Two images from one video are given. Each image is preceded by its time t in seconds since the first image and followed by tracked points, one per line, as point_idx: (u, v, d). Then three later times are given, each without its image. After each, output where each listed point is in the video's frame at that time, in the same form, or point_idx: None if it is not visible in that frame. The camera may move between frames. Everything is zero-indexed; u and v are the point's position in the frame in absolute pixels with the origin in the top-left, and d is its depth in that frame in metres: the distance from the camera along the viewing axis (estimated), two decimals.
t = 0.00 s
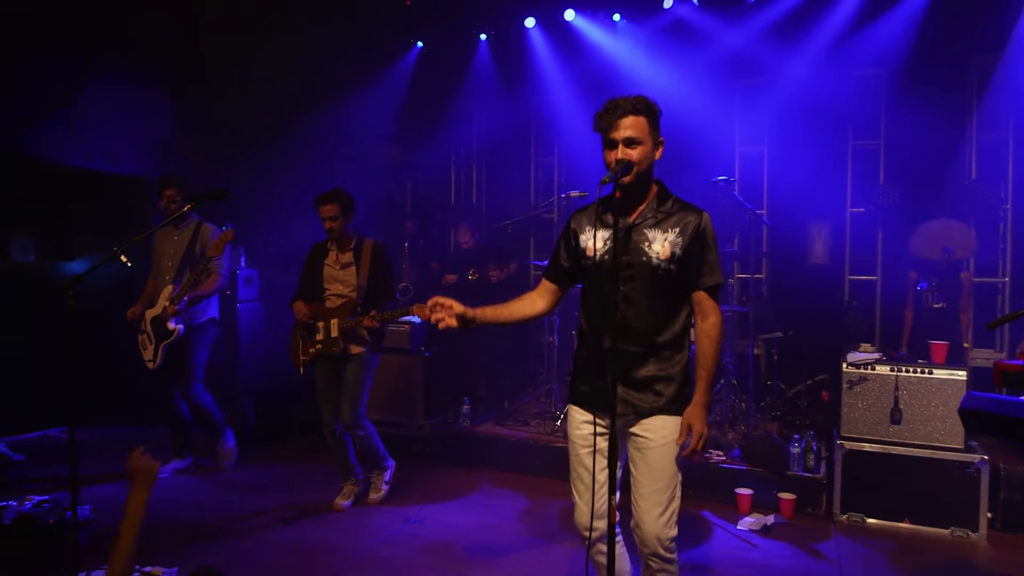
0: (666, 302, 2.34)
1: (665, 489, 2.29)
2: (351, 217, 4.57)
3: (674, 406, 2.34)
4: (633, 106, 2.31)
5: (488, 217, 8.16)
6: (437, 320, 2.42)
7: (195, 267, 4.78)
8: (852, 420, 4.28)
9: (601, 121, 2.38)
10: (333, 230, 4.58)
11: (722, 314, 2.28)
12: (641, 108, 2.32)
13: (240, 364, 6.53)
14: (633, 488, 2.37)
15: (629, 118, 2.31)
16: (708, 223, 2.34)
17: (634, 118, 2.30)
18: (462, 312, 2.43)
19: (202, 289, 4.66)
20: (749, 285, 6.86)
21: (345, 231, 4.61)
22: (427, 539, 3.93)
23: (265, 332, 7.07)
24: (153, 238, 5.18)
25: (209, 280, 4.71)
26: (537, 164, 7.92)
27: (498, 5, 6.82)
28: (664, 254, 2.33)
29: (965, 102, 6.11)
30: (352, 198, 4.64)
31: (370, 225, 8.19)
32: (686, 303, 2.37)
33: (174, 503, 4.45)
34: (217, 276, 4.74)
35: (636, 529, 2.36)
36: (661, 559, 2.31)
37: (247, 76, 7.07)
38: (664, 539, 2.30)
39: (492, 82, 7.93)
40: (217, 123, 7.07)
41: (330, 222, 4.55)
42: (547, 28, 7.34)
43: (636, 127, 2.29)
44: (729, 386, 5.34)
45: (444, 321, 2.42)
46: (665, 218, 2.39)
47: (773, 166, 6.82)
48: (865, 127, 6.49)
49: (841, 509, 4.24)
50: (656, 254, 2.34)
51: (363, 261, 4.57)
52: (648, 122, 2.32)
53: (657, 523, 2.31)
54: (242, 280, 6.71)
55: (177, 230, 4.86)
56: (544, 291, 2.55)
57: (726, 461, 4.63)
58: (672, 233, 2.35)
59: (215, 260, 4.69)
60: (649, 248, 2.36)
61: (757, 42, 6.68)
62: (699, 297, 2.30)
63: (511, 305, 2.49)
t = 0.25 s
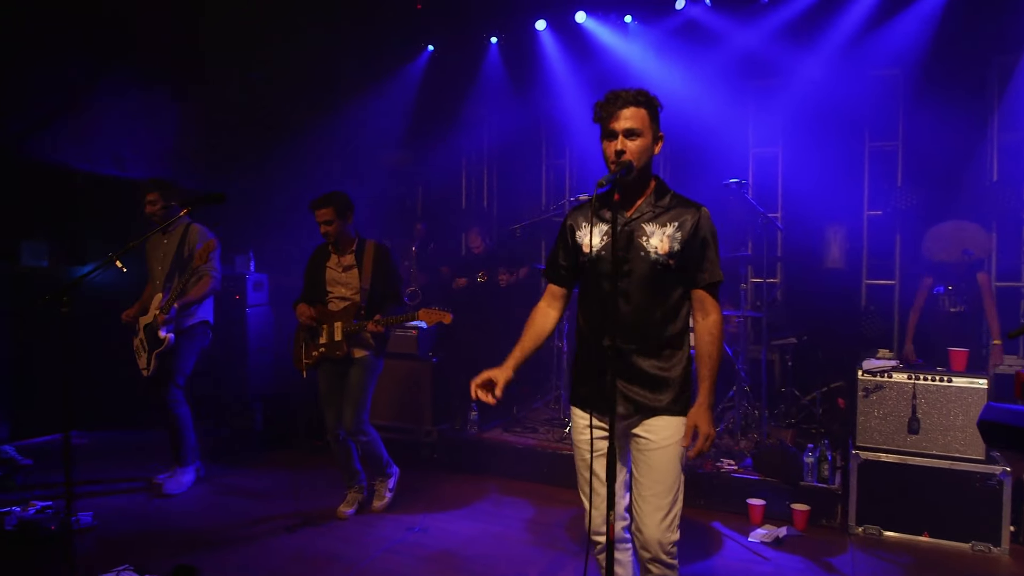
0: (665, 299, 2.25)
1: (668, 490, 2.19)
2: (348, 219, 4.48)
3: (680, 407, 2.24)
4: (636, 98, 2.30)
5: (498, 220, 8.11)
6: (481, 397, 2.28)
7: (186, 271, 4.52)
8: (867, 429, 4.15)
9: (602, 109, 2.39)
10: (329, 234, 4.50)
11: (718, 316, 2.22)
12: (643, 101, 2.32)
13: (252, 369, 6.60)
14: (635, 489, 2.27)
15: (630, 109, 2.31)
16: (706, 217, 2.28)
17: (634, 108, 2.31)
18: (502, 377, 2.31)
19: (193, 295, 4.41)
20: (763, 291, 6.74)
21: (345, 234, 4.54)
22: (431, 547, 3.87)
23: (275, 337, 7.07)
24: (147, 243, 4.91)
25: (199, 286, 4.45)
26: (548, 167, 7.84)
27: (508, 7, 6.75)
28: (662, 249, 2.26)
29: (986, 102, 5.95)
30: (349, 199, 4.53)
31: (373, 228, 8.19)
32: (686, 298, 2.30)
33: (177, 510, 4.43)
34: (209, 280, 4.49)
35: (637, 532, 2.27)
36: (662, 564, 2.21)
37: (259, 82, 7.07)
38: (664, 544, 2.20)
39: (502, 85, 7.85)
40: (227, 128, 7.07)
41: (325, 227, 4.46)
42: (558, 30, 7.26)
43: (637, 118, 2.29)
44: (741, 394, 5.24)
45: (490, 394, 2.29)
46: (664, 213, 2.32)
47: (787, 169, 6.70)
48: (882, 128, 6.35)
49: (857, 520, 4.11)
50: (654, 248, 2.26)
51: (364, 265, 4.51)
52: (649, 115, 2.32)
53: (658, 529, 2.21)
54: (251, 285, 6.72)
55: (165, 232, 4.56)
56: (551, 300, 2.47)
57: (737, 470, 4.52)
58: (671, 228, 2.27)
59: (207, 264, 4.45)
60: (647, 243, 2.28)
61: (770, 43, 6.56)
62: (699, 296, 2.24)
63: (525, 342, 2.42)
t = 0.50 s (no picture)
0: (676, 310, 2.15)
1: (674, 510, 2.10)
2: (355, 218, 4.45)
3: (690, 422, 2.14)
4: (644, 100, 2.14)
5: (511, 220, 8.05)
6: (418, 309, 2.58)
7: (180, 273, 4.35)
8: (886, 435, 4.02)
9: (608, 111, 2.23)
10: (335, 233, 4.46)
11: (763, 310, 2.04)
12: (652, 103, 2.15)
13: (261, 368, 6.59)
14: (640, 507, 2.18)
15: (636, 111, 2.14)
16: (716, 223, 2.17)
17: (640, 110, 2.13)
18: (431, 309, 2.57)
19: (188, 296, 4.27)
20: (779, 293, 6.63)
21: (351, 233, 4.49)
22: (436, 553, 3.82)
23: (285, 338, 7.07)
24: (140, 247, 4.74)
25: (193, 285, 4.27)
26: (561, 166, 7.76)
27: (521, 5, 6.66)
28: (671, 259, 2.16)
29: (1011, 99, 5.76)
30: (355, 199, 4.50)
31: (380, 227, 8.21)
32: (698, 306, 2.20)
33: (183, 511, 4.42)
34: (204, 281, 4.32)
35: (642, 552, 2.17)
36: None
37: (271, 83, 7.08)
38: (670, 564, 2.11)
39: (515, 85, 7.77)
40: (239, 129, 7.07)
41: (331, 226, 4.42)
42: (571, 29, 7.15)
43: (645, 121, 2.12)
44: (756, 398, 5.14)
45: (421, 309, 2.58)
46: (673, 220, 2.21)
47: (805, 167, 6.56)
48: (903, 125, 6.19)
49: (874, 530, 3.98)
50: (663, 258, 2.17)
51: (369, 265, 4.45)
52: (658, 118, 2.14)
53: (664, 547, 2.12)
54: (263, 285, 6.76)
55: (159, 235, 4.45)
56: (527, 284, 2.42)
57: (750, 476, 4.41)
58: (680, 235, 2.18)
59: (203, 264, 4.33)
60: (656, 252, 2.18)
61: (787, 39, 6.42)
62: (738, 292, 2.11)
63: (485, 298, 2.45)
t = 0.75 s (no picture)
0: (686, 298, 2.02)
1: (685, 522, 1.99)
2: (368, 221, 4.44)
3: (699, 425, 2.01)
4: (645, 88, 2.04)
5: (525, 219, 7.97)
6: (459, 122, 2.09)
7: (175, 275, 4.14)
8: (905, 439, 3.88)
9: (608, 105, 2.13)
10: (347, 235, 4.45)
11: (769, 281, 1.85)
12: (653, 91, 2.05)
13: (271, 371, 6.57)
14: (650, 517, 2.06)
15: (638, 102, 2.03)
16: (736, 209, 2.00)
17: (642, 101, 2.02)
18: (485, 127, 2.06)
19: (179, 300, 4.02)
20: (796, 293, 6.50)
21: (363, 237, 4.48)
22: (440, 558, 3.75)
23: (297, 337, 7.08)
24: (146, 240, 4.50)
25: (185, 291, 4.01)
26: (574, 164, 7.66)
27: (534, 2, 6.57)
28: (684, 244, 2.02)
29: None
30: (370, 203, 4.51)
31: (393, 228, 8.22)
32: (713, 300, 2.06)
33: (189, 511, 4.40)
34: (197, 285, 4.07)
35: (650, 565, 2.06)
36: None
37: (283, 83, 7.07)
38: None
39: (527, 82, 7.69)
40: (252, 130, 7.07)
41: (344, 229, 4.43)
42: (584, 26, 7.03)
43: (647, 112, 2.02)
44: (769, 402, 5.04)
45: (466, 124, 2.07)
46: (688, 205, 2.06)
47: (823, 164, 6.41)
48: (925, 120, 5.99)
49: (892, 537, 3.87)
50: (677, 243, 2.03)
51: (380, 271, 4.43)
52: (661, 106, 2.04)
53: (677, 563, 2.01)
54: (275, 285, 6.77)
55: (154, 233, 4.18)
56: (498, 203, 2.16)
57: (764, 481, 4.30)
58: (696, 220, 2.02)
59: (197, 266, 4.05)
60: (669, 238, 2.05)
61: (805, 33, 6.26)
62: (763, 268, 1.85)
63: (480, 204, 2.18)
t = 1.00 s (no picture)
0: (695, 288, 1.85)
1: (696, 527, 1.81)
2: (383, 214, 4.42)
3: (710, 426, 1.84)
4: (643, 69, 1.95)
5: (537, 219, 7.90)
6: (468, 69, 1.86)
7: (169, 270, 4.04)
8: (923, 445, 3.75)
9: (608, 89, 2.05)
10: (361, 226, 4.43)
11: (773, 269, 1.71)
12: (653, 71, 1.96)
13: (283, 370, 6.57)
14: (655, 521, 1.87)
15: (639, 82, 1.94)
16: (750, 196, 1.84)
17: (643, 82, 1.93)
18: (496, 77, 1.83)
19: (170, 294, 3.88)
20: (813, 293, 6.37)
21: (376, 231, 4.47)
22: (441, 562, 3.68)
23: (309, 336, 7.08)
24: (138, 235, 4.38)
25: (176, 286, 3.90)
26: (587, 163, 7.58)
27: None
28: (693, 230, 1.88)
29: None
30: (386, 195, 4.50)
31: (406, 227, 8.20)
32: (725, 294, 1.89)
33: (195, 512, 4.40)
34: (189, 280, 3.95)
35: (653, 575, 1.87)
36: None
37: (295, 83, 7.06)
38: None
39: (539, 80, 7.62)
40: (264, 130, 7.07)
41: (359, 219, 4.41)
42: (597, 22, 6.86)
43: (646, 93, 1.91)
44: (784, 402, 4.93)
45: (474, 72, 1.85)
46: (698, 190, 1.92)
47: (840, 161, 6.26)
48: (946, 115, 5.82)
49: (910, 544, 3.75)
50: (686, 229, 1.89)
51: (391, 266, 4.38)
52: (662, 87, 1.93)
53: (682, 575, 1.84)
54: (286, 284, 6.77)
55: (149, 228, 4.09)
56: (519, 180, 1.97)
57: (778, 485, 4.20)
58: (705, 206, 1.88)
59: (189, 260, 3.94)
60: (677, 225, 1.90)
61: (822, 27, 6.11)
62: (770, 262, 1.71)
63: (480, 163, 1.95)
